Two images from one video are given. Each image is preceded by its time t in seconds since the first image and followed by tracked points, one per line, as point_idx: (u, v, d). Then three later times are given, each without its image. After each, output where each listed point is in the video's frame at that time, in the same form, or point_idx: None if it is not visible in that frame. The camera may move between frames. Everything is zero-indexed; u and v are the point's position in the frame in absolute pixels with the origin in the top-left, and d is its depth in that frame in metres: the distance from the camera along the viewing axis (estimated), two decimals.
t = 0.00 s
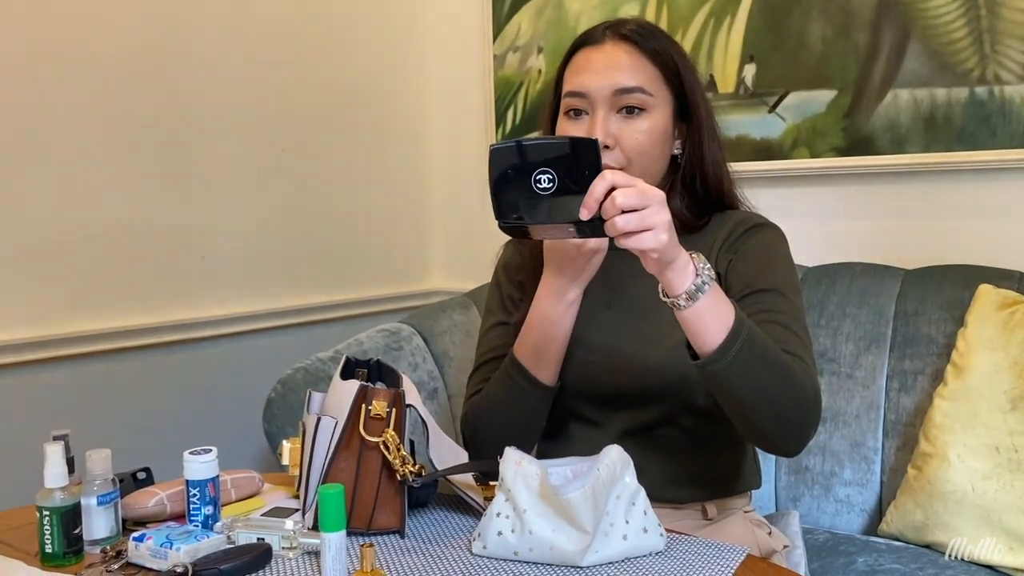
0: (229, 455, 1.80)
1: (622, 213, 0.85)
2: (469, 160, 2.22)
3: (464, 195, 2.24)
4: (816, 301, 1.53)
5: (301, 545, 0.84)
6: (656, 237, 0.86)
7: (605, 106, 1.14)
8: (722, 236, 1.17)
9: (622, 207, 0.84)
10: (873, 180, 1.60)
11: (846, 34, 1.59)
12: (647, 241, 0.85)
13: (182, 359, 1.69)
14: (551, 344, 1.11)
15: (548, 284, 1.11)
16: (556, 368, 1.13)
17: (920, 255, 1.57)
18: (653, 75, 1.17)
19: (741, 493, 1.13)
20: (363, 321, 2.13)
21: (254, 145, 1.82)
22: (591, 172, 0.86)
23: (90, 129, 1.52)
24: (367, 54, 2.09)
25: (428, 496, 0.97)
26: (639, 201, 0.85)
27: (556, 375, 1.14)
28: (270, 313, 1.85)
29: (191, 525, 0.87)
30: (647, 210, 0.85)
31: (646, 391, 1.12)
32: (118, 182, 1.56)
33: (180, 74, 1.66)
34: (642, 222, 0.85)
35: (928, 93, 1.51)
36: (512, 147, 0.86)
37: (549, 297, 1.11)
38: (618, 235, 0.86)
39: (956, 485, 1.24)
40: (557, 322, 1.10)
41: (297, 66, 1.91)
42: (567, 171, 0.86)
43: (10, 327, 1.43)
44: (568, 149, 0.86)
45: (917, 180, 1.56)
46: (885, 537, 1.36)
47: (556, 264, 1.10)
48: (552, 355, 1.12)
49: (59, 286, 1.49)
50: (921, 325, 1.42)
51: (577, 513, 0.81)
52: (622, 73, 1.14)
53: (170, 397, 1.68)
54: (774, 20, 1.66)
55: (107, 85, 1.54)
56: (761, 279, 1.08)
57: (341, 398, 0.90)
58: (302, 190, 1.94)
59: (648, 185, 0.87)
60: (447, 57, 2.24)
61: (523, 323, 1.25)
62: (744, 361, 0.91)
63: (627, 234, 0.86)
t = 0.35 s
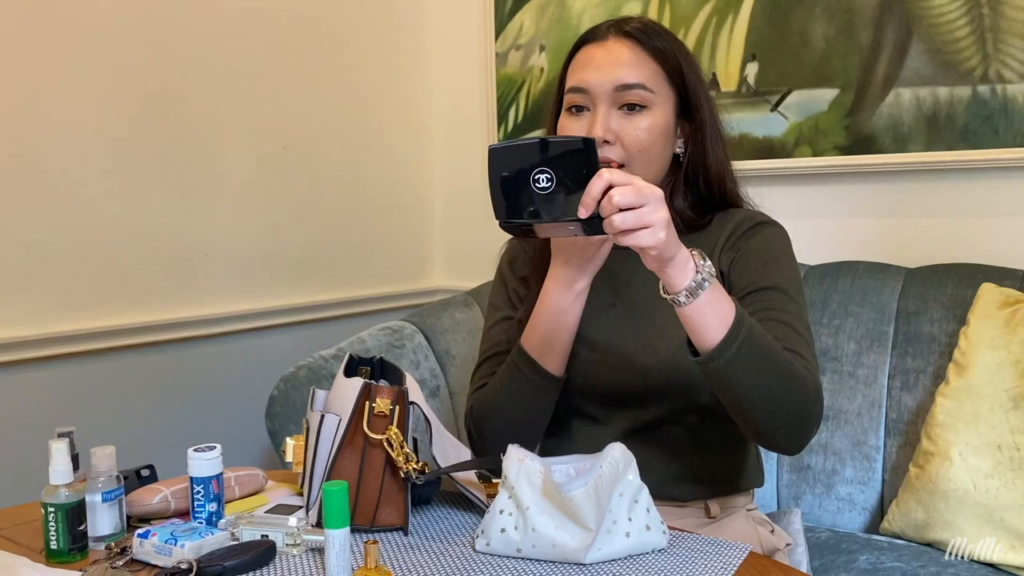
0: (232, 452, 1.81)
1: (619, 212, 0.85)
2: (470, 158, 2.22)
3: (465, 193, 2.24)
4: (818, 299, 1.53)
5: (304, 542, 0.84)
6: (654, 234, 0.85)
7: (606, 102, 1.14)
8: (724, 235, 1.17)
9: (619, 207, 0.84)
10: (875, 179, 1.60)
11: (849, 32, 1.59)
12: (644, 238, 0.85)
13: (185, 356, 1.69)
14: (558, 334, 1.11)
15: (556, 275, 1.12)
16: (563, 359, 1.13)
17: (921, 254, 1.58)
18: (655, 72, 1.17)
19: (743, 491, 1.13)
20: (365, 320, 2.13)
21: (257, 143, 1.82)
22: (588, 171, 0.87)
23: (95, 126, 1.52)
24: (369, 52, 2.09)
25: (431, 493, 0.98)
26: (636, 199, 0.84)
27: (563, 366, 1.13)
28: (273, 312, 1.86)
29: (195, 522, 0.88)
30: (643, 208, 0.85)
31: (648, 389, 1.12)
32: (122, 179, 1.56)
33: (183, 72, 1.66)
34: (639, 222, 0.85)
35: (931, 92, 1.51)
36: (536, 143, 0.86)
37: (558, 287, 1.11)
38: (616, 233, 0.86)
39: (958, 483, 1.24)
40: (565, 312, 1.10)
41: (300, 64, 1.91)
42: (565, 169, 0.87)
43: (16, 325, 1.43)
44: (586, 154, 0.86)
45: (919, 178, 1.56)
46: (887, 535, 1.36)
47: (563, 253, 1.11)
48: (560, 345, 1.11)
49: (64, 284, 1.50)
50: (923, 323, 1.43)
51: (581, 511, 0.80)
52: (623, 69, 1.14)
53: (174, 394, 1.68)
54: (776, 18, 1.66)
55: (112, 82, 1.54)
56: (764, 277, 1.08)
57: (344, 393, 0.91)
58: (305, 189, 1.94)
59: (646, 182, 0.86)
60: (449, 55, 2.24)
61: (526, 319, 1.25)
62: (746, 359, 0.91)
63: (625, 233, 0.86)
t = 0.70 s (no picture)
0: (233, 450, 1.81)
1: (620, 211, 0.85)
2: (472, 157, 2.22)
3: (467, 192, 2.25)
4: (820, 298, 1.53)
5: (306, 540, 0.84)
6: (655, 233, 0.85)
7: (611, 100, 1.14)
8: (727, 234, 1.17)
9: (620, 207, 0.84)
10: (876, 177, 1.60)
11: (851, 31, 1.59)
12: (645, 237, 0.85)
13: (187, 354, 1.70)
14: (561, 330, 1.11)
15: (558, 272, 1.12)
16: (566, 355, 1.13)
17: (923, 252, 1.58)
18: (660, 71, 1.17)
19: (745, 491, 1.13)
20: (367, 318, 2.13)
21: (259, 141, 1.82)
22: (589, 169, 0.87)
23: (97, 125, 1.52)
24: (371, 51, 2.09)
25: (433, 491, 0.98)
26: (637, 198, 0.85)
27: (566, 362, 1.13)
28: (275, 310, 1.86)
29: (197, 520, 0.88)
30: (644, 206, 0.85)
31: (651, 388, 1.12)
32: (124, 178, 1.56)
33: (185, 71, 1.66)
34: (640, 221, 0.85)
35: (933, 91, 1.51)
36: (554, 141, 0.86)
37: (560, 283, 1.12)
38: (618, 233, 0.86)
39: (960, 482, 1.24)
40: (569, 308, 1.10)
41: (301, 63, 1.91)
42: (567, 168, 0.87)
43: (19, 323, 1.43)
44: (593, 156, 0.86)
45: (921, 177, 1.56)
46: (888, 534, 1.36)
47: (565, 250, 1.11)
48: (564, 341, 1.11)
49: (66, 282, 1.50)
50: (924, 322, 1.43)
51: (582, 509, 0.80)
52: (628, 68, 1.15)
53: (176, 392, 1.68)
54: (778, 16, 1.66)
55: (115, 81, 1.54)
56: (767, 275, 1.08)
57: (347, 392, 0.91)
58: (307, 187, 1.94)
59: (647, 181, 0.86)
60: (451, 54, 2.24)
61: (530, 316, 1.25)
62: (749, 357, 0.91)
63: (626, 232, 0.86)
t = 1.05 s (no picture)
0: (235, 449, 1.81)
1: (623, 207, 0.85)
2: (474, 155, 2.22)
3: (469, 190, 2.24)
4: (822, 296, 1.53)
5: (308, 538, 0.84)
6: (659, 229, 0.85)
7: (614, 98, 1.14)
8: (731, 232, 1.17)
9: (623, 202, 0.84)
10: (879, 175, 1.60)
11: (853, 29, 1.58)
12: (648, 233, 0.85)
13: (188, 352, 1.70)
14: (564, 330, 1.11)
15: (563, 269, 1.12)
16: (570, 353, 1.13)
17: (925, 251, 1.58)
18: (664, 70, 1.17)
19: (747, 489, 1.13)
20: (368, 316, 2.13)
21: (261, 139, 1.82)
22: (593, 165, 0.87)
23: (100, 123, 1.52)
24: (373, 49, 2.09)
25: (435, 489, 0.98)
26: (640, 193, 0.84)
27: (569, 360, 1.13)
28: (276, 308, 1.86)
29: (199, 517, 0.88)
30: (648, 202, 0.85)
31: (653, 385, 1.12)
32: (126, 176, 1.56)
33: (187, 68, 1.66)
34: (643, 217, 0.85)
35: (935, 89, 1.51)
36: (562, 137, 0.86)
37: (564, 279, 1.11)
38: (621, 228, 0.86)
39: (962, 481, 1.24)
40: (573, 307, 1.10)
41: (303, 61, 1.91)
42: (570, 165, 0.86)
43: (21, 320, 1.43)
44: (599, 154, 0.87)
45: (923, 176, 1.56)
46: (890, 532, 1.36)
47: (571, 247, 1.11)
48: (567, 340, 1.11)
49: (68, 280, 1.50)
50: (927, 321, 1.42)
51: (584, 506, 0.80)
52: (632, 66, 1.14)
53: (177, 391, 1.68)
54: (780, 14, 1.66)
55: (116, 78, 1.54)
56: (770, 274, 1.08)
57: (349, 390, 0.91)
58: (308, 185, 1.94)
59: (650, 177, 0.86)
60: (453, 52, 2.24)
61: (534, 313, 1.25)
62: (752, 354, 0.91)
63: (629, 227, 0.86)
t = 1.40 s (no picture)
0: (235, 448, 1.81)
1: (621, 208, 0.85)
2: (474, 154, 2.22)
3: (469, 190, 2.25)
4: (822, 295, 1.53)
5: (308, 538, 0.84)
6: (656, 230, 0.85)
7: (615, 99, 1.14)
8: (730, 233, 1.17)
9: (620, 203, 0.85)
10: (879, 175, 1.60)
11: (853, 29, 1.58)
12: (646, 234, 0.85)
13: (188, 352, 1.70)
14: (563, 330, 1.11)
15: (562, 269, 1.12)
16: (569, 352, 1.13)
17: (924, 250, 1.58)
18: (664, 70, 1.17)
19: (747, 489, 1.13)
20: (368, 315, 2.13)
21: (260, 139, 1.82)
22: (589, 168, 0.87)
23: (100, 123, 1.52)
24: (373, 49, 2.09)
25: (434, 489, 0.98)
26: (637, 194, 0.85)
27: (569, 359, 1.14)
28: (276, 308, 1.86)
29: (199, 517, 0.88)
30: (645, 203, 0.85)
31: (652, 385, 1.12)
32: (126, 176, 1.56)
33: (187, 68, 1.66)
34: (641, 217, 0.85)
35: (935, 89, 1.51)
36: (564, 138, 0.86)
37: (563, 278, 1.11)
38: (619, 229, 0.87)
39: (962, 480, 1.24)
40: (571, 307, 1.10)
41: (303, 61, 1.91)
42: (568, 165, 0.86)
43: (21, 320, 1.43)
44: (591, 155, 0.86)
45: (923, 175, 1.56)
46: (890, 532, 1.36)
47: (567, 246, 1.11)
48: (566, 339, 1.12)
49: (69, 280, 1.50)
50: (927, 320, 1.42)
51: (584, 506, 0.81)
52: (633, 66, 1.14)
53: (177, 390, 1.68)
54: (780, 14, 1.66)
55: (116, 78, 1.54)
56: (768, 274, 1.08)
57: (348, 390, 0.91)
58: (308, 185, 1.94)
59: (647, 178, 0.86)
60: (453, 52, 2.24)
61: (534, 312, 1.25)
62: (751, 354, 0.91)
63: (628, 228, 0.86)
